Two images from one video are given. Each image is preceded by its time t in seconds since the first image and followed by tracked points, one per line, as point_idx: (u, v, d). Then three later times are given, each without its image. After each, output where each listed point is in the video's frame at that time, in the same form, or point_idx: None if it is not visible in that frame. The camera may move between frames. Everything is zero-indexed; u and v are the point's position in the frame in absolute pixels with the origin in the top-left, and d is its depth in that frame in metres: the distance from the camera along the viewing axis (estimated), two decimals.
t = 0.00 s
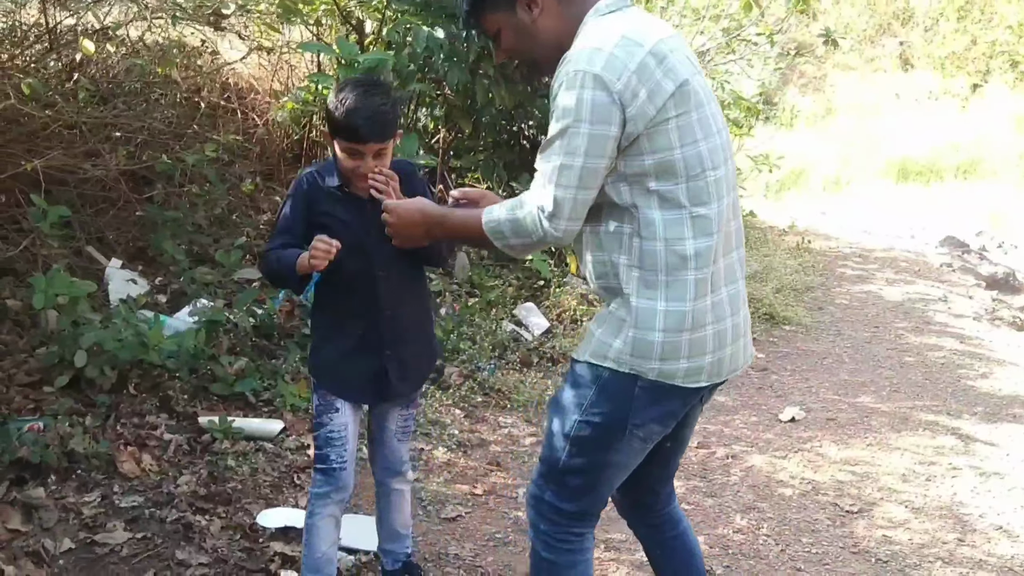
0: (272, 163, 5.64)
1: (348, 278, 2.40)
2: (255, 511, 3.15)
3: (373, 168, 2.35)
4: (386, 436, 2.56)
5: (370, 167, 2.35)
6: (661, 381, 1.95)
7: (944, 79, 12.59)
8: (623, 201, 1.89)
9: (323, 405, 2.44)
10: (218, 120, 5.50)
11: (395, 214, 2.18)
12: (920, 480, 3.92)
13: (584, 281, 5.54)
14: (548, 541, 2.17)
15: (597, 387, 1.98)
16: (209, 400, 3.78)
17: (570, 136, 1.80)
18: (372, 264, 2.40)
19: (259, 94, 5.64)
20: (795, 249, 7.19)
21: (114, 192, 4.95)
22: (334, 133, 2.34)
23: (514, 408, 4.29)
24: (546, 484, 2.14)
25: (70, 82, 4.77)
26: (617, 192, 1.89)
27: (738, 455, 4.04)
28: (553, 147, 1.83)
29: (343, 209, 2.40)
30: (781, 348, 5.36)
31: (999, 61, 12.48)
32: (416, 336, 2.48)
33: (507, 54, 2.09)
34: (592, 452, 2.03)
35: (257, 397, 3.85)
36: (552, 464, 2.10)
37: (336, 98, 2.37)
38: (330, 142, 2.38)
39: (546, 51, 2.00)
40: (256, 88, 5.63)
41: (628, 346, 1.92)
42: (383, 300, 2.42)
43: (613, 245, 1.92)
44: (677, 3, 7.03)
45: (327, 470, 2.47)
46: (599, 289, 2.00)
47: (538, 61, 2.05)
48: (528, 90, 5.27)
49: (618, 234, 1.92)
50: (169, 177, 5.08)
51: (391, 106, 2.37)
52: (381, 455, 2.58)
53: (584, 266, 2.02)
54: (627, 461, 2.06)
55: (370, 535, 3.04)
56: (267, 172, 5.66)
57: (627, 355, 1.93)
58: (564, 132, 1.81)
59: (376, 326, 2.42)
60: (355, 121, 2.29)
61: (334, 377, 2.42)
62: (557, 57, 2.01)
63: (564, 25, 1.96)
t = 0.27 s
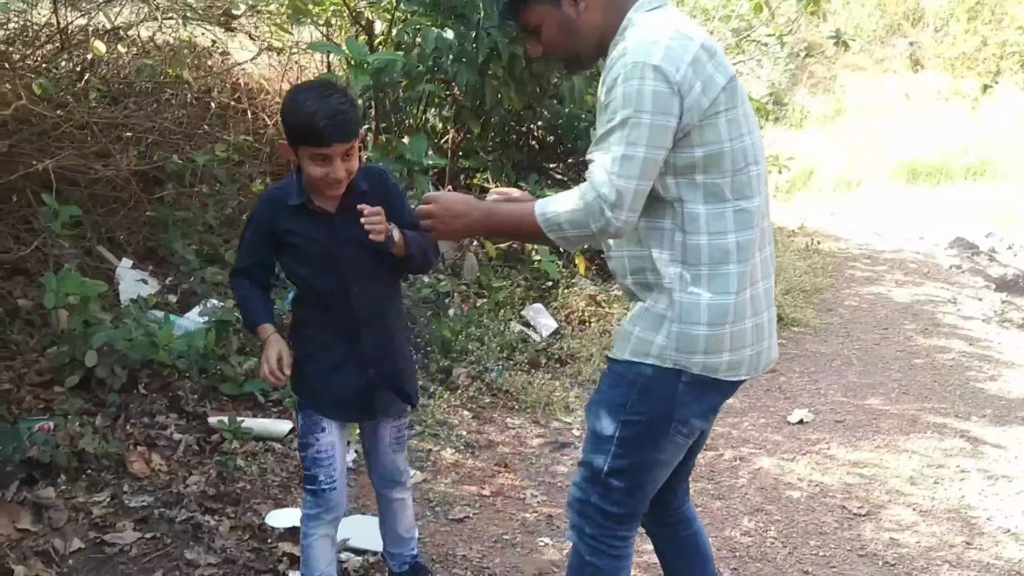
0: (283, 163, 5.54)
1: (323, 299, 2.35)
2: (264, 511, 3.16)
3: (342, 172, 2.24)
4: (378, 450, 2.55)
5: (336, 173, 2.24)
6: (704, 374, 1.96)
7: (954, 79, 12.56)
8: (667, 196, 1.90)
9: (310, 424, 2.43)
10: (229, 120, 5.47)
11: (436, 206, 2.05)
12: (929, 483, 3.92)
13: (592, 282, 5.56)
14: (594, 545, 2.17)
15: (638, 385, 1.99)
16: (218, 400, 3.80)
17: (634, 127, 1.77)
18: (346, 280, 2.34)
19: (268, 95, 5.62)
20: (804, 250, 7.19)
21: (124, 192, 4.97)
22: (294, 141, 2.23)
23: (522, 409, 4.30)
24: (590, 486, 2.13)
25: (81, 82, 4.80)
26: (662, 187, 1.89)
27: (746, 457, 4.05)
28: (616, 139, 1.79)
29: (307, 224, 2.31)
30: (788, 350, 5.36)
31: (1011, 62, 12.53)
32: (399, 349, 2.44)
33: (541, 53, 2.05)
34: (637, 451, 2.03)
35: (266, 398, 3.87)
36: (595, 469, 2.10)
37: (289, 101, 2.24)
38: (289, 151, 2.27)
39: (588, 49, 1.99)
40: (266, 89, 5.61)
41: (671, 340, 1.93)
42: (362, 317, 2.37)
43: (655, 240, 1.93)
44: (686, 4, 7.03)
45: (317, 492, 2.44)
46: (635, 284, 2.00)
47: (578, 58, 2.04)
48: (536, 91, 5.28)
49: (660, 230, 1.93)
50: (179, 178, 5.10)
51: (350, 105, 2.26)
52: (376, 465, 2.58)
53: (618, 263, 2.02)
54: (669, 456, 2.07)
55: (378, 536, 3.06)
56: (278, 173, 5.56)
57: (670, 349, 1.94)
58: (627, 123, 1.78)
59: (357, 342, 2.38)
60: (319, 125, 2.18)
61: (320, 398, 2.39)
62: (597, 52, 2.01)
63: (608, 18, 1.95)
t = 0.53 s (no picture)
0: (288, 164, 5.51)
1: (299, 303, 2.34)
2: (267, 510, 3.16)
3: (332, 158, 2.25)
4: (376, 453, 2.54)
5: (328, 160, 2.24)
6: (736, 369, 1.98)
7: (960, 80, 12.54)
8: (710, 191, 1.89)
9: (291, 432, 2.42)
10: (233, 119, 5.38)
11: (477, 190, 1.90)
12: (932, 484, 3.91)
13: (595, 282, 5.56)
14: (629, 545, 2.16)
15: (671, 382, 1.99)
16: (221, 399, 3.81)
17: (692, 119, 1.75)
18: (324, 283, 2.33)
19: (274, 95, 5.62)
20: (808, 251, 7.18)
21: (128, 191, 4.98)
22: (279, 135, 2.22)
23: (525, 408, 4.30)
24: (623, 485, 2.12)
25: (86, 81, 4.81)
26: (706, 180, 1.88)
27: (750, 458, 4.04)
28: (672, 129, 1.76)
29: (283, 223, 2.30)
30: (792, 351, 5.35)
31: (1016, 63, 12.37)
32: (375, 353, 2.44)
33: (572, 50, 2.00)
34: (672, 447, 2.03)
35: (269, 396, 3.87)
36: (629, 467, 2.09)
37: (264, 101, 2.23)
38: (269, 149, 2.25)
39: (622, 43, 1.96)
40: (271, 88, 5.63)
41: (707, 337, 1.94)
42: (339, 321, 2.36)
43: (692, 236, 1.93)
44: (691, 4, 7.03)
45: (304, 496, 2.44)
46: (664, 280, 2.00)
47: (607, 55, 2.00)
48: (540, 90, 5.27)
49: (697, 226, 1.92)
50: (184, 177, 5.09)
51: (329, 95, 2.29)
52: (379, 470, 2.56)
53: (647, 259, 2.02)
54: (701, 451, 2.07)
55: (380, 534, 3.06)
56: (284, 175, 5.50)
57: (707, 345, 1.95)
58: (684, 115, 1.75)
59: (335, 347, 2.38)
60: (307, 113, 2.19)
61: (296, 403, 2.38)
62: (631, 46, 1.98)
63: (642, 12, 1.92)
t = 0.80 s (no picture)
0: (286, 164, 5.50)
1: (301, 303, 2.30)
2: (264, 510, 3.16)
3: (348, 149, 2.26)
4: (356, 463, 2.45)
5: (343, 151, 2.24)
6: (757, 359, 2.04)
7: (960, 80, 12.54)
8: (733, 181, 1.95)
9: (286, 439, 2.38)
10: (232, 120, 5.30)
11: (504, 175, 1.86)
12: (931, 485, 3.91)
13: (594, 283, 5.56)
14: (655, 543, 2.16)
15: (693, 372, 2.03)
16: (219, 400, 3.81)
17: (722, 107, 1.79)
18: (329, 282, 2.30)
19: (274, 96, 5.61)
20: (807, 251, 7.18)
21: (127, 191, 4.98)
22: (295, 126, 2.19)
23: (524, 409, 4.30)
24: (639, 483, 2.13)
25: (84, 81, 4.81)
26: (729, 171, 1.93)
27: (748, 459, 4.04)
28: (703, 118, 1.80)
29: (287, 220, 2.26)
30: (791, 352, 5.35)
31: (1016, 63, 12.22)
32: (374, 355, 2.42)
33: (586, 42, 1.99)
34: (693, 439, 2.06)
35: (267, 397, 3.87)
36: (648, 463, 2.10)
37: (278, 93, 2.21)
38: (282, 142, 2.21)
39: (636, 34, 1.98)
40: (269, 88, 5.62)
41: (732, 325, 1.99)
42: (342, 321, 2.34)
43: (714, 227, 1.98)
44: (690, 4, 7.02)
45: (298, 501, 2.41)
46: (684, 271, 2.05)
47: (618, 49, 2.01)
48: (539, 90, 5.27)
49: (719, 217, 1.98)
50: (182, 178, 5.08)
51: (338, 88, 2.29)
52: (359, 483, 2.45)
53: (666, 251, 2.06)
54: (717, 442, 2.11)
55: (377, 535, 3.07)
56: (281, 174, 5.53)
57: (731, 333, 2.00)
58: (713, 104, 1.79)
59: (337, 349, 2.35)
60: (327, 103, 2.19)
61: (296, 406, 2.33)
62: (642, 41, 2.01)
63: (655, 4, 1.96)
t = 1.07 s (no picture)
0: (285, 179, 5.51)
1: (322, 323, 2.29)
2: (262, 528, 3.16)
3: (374, 163, 2.27)
4: (370, 497, 2.42)
5: (372, 165, 2.27)
6: (774, 374, 2.06)
7: (958, 95, 12.59)
8: (740, 194, 1.96)
9: (298, 469, 2.36)
10: (230, 134, 5.32)
11: (510, 183, 1.87)
12: (931, 501, 3.90)
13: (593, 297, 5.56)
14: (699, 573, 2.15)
15: (715, 396, 2.04)
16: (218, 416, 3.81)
17: (731, 117, 1.80)
18: (350, 302, 2.31)
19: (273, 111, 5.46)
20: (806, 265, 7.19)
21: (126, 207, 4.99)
22: (324, 137, 2.22)
23: (523, 425, 4.29)
24: (676, 515, 2.13)
25: (84, 97, 4.82)
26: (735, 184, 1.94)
27: (747, 475, 4.03)
28: (712, 128, 1.80)
29: (310, 237, 2.26)
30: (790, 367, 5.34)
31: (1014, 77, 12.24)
32: (391, 378, 2.42)
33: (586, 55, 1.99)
34: (724, 463, 2.07)
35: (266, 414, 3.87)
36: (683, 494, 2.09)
37: (310, 105, 2.24)
38: (312, 152, 2.24)
39: (637, 47, 1.99)
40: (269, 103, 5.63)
41: (747, 341, 2.01)
42: (363, 342, 2.34)
43: (722, 244, 1.99)
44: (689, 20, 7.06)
45: (308, 533, 2.41)
46: (691, 289, 2.05)
47: (618, 61, 2.02)
48: (538, 106, 5.29)
49: (725, 232, 1.98)
50: (181, 194, 5.07)
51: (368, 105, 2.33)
52: (365, 520, 2.45)
53: (672, 270, 2.07)
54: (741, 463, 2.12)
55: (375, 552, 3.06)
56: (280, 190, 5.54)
57: (747, 350, 2.01)
58: (722, 113, 1.80)
59: (357, 370, 2.34)
60: (357, 116, 2.22)
61: (316, 429, 2.31)
62: (644, 53, 2.02)
63: (656, 17, 1.98)
